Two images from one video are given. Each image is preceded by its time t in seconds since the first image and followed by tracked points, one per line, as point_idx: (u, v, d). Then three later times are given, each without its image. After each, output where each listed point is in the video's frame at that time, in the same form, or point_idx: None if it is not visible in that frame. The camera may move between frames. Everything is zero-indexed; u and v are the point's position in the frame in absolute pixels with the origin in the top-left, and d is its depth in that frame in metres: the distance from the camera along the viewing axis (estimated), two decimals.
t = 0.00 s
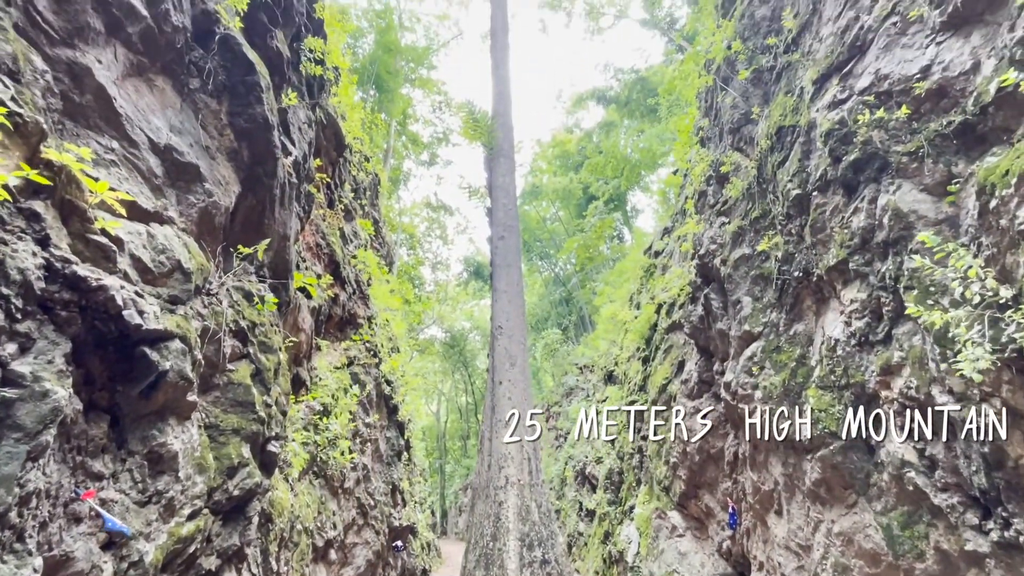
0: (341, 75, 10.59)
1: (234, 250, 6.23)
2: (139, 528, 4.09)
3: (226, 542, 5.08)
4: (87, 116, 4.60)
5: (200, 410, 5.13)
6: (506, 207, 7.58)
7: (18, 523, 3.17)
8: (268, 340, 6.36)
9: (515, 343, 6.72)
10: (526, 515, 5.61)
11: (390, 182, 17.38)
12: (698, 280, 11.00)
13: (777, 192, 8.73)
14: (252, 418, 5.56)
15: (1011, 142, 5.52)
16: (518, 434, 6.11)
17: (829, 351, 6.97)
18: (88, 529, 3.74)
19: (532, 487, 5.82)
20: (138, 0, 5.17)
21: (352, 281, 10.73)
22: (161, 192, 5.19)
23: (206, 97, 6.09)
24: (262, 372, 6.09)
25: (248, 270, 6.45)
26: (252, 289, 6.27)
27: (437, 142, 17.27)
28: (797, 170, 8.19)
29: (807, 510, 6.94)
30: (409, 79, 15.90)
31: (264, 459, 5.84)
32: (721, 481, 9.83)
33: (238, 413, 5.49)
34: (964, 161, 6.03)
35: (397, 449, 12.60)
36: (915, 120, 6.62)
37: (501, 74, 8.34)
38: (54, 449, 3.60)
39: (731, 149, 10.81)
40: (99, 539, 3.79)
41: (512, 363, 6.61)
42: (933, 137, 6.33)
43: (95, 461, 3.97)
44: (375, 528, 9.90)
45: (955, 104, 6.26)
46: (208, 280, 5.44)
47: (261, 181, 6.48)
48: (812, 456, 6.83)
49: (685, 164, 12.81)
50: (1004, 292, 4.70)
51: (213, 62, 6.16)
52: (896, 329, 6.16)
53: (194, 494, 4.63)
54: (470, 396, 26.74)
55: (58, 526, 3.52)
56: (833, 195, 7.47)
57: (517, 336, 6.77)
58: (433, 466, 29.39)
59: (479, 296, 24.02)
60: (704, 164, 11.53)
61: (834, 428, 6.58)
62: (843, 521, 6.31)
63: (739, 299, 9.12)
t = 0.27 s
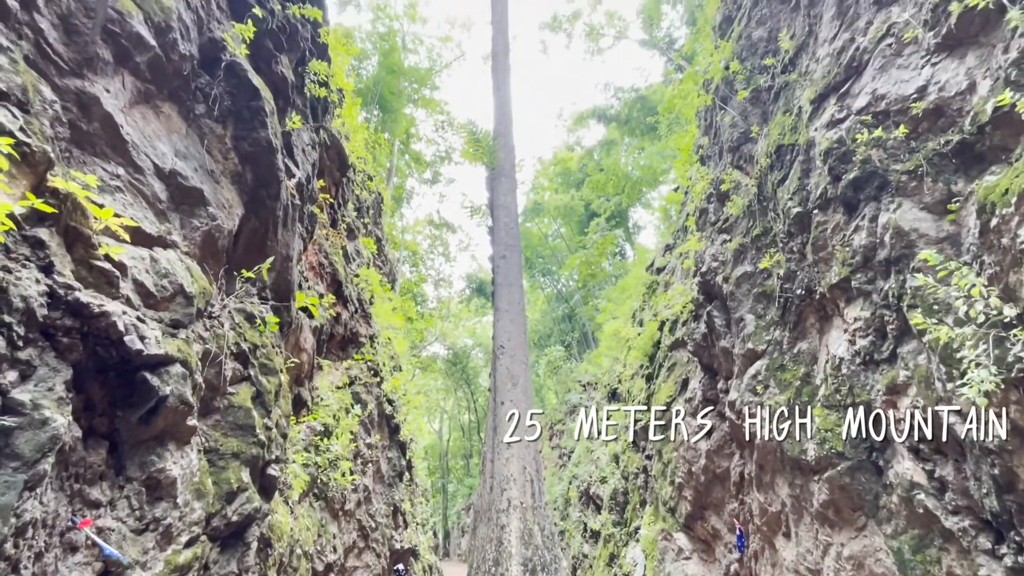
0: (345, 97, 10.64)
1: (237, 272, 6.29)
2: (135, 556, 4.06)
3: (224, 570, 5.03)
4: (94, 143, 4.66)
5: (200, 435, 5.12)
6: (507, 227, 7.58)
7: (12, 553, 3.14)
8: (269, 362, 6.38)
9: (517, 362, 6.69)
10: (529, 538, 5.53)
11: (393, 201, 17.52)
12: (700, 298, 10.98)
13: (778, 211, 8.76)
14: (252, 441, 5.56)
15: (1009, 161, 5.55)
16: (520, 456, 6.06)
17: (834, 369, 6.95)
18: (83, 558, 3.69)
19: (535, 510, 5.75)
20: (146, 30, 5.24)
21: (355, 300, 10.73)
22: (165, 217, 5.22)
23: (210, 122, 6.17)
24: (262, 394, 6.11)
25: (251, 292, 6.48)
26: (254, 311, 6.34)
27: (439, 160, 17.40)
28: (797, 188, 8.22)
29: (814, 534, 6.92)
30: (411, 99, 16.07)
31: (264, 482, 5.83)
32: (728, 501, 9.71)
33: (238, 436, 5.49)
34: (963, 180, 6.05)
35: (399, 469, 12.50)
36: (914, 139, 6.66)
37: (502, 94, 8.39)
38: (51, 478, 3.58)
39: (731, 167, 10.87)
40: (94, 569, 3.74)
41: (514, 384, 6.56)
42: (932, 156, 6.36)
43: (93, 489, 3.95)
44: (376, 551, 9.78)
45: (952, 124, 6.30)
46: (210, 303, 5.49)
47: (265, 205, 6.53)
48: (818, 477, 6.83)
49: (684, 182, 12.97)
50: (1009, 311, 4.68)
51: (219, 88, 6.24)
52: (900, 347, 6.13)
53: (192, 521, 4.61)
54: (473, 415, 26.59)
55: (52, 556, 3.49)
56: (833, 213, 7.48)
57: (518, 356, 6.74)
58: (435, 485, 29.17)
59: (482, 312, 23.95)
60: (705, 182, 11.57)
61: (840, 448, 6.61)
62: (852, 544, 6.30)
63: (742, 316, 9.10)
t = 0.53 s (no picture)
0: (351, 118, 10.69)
1: (240, 294, 6.30)
2: None
3: None
4: (101, 171, 4.71)
5: (200, 460, 5.07)
6: (510, 246, 7.55)
7: None
8: (270, 385, 6.37)
9: (519, 383, 6.65)
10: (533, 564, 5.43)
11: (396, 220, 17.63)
12: (704, 316, 10.93)
13: (779, 229, 8.78)
14: (252, 466, 5.52)
15: (1009, 180, 5.57)
16: (523, 478, 5.99)
17: (841, 387, 6.91)
18: None
19: (539, 534, 5.66)
20: (155, 61, 5.33)
21: (358, 320, 10.72)
22: (170, 241, 5.24)
23: (216, 147, 6.23)
24: (263, 417, 6.08)
25: (253, 314, 6.49)
26: (257, 333, 6.35)
27: (442, 179, 17.49)
28: (799, 206, 8.23)
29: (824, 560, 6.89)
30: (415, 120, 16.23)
31: (264, 507, 5.77)
32: (735, 522, 9.56)
33: (238, 461, 5.45)
34: (964, 199, 6.06)
35: (401, 491, 12.36)
36: (913, 157, 6.70)
37: (503, 115, 8.44)
38: (49, 507, 3.55)
39: (732, 186, 10.89)
40: None
41: (517, 405, 6.51)
42: (932, 175, 6.39)
43: (91, 517, 3.91)
44: None
45: (950, 143, 6.34)
46: (213, 326, 5.49)
47: (269, 228, 6.57)
48: (828, 501, 6.80)
49: (686, 200, 13.11)
50: (1015, 330, 4.66)
51: (225, 114, 6.34)
52: (906, 366, 6.08)
53: (190, 549, 4.54)
54: (475, 434, 26.37)
55: None
56: (835, 231, 7.49)
57: (521, 377, 6.69)
58: (438, 506, 28.87)
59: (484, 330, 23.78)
60: (706, 200, 11.61)
61: (849, 469, 6.54)
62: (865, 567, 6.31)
63: (746, 334, 9.06)
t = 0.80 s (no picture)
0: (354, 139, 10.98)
1: (244, 317, 6.31)
2: None
3: None
4: (109, 199, 4.75)
5: (201, 486, 5.02)
6: (512, 265, 7.55)
7: None
8: (272, 409, 6.36)
9: (524, 404, 6.60)
10: None
11: (399, 239, 17.71)
12: (708, 334, 10.86)
13: (782, 247, 8.77)
14: (252, 492, 5.48)
15: (1011, 198, 5.58)
16: (527, 501, 5.91)
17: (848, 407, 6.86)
18: None
19: (543, 558, 5.57)
20: (164, 90, 5.45)
21: (361, 340, 10.69)
22: (175, 266, 5.25)
23: (222, 172, 6.28)
24: (265, 441, 6.04)
25: (256, 337, 6.50)
26: (260, 356, 6.35)
27: (445, 199, 17.61)
28: (801, 225, 8.23)
29: None
30: (418, 141, 16.40)
31: (264, 534, 5.71)
32: (745, 545, 9.38)
33: (238, 487, 5.42)
34: (965, 218, 6.08)
35: (403, 514, 12.21)
36: (913, 176, 6.72)
37: (506, 136, 8.50)
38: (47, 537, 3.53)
39: (733, 205, 10.87)
40: None
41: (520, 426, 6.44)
42: (932, 194, 6.42)
43: (90, 548, 3.86)
44: None
45: (950, 162, 6.38)
46: (216, 350, 5.51)
47: (273, 251, 6.60)
48: (839, 523, 6.68)
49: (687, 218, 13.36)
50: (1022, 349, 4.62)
51: (232, 139, 6.40)
52: (914, 387, 6.02)
53: None
54: (479, 454, 26.09)
55: None
56: (837, 250, 7.48)
57: (524, 396, 6.65)
58: (441, 530, 28.38)
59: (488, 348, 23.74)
60: (708, 218, 11.61)
61: (859, 492, 6.44)
62: None
63: (751, 353, 9.00)
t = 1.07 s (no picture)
0: (358, 160, 11.02)
1: (246, 340, 6.34)
2: None
3: None
4: (115, 225, 4.77)
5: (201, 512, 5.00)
6: (516, 285, 7.52)
7: None
8: (274, 433, 6.34)
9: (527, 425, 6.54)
10: None
11: (403, 258, 17.76)
12: (713, 352, 10.78)
13: (785, 265, 8.76)
14: (253, 517, 5.45)
15: (1015, 216, 5.60)
16: (531, 524, 5.83)
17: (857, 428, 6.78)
18: None
19: None
20: (172, 117, 5.50)
21: (363, 360, 10.65)
22: (179, 290, 5.26)
23: (228, 196, 6.32)
24: (266, 465, 6.03)
25: (258, 360, 6.52)
26: (261, 378, 6.37)
27: (448, 217, 17.72)
28: (804, 242, 8.21)
29: None
30: (422, 160, 16.51)
31: (264, 559, 5.66)
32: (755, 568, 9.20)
33: (238, 512, 5.39)
34: (969, 236, 6.08)
35: (407, 537, 12.06)
36: (915, 195, 6.73)
37: (508, 157, 8.53)
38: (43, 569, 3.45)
39: (735, 223, 10.85)
40: None
41: (525, 449, 6.40)
42: (935, 212, 6.42)
43: None
44: None
45: (951, 180, 6.40)
46: (218, 374, 5.52)
47: (276, 273, 6.68)
48: (852, 547, 6.56)
49: (691, 234, 13.31)
50: None
51: (237, 164, 6.45)
52: (924, 408, 5.96)
53: None
54: (482, 475, 25.78)
55: None
56: (841, 267, 7.46)
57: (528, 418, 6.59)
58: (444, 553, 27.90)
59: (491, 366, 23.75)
60: (711, 236, 11.61)
61: (872, 516, 6.32)
62: None
63: (757, 372, 8.92)
